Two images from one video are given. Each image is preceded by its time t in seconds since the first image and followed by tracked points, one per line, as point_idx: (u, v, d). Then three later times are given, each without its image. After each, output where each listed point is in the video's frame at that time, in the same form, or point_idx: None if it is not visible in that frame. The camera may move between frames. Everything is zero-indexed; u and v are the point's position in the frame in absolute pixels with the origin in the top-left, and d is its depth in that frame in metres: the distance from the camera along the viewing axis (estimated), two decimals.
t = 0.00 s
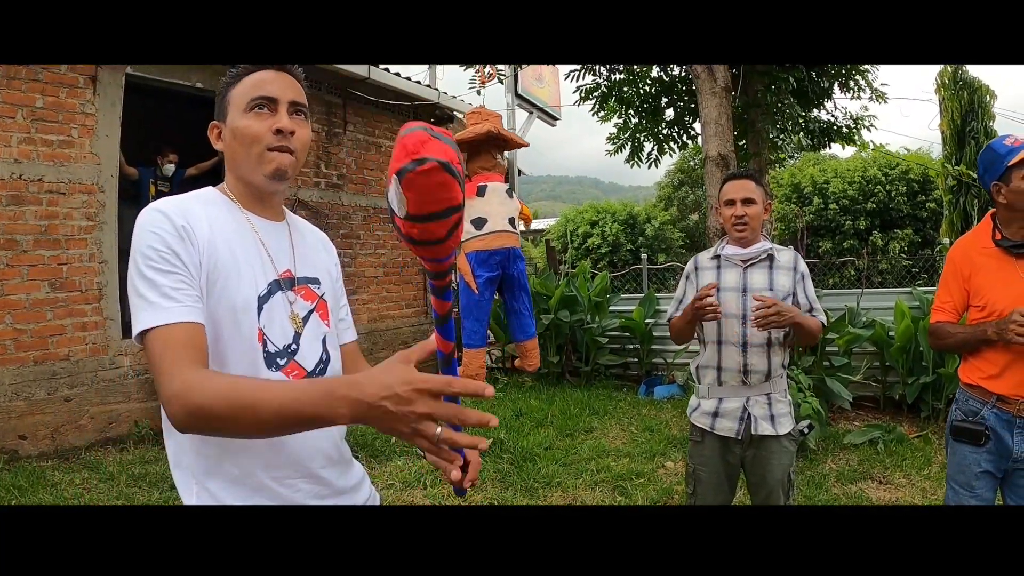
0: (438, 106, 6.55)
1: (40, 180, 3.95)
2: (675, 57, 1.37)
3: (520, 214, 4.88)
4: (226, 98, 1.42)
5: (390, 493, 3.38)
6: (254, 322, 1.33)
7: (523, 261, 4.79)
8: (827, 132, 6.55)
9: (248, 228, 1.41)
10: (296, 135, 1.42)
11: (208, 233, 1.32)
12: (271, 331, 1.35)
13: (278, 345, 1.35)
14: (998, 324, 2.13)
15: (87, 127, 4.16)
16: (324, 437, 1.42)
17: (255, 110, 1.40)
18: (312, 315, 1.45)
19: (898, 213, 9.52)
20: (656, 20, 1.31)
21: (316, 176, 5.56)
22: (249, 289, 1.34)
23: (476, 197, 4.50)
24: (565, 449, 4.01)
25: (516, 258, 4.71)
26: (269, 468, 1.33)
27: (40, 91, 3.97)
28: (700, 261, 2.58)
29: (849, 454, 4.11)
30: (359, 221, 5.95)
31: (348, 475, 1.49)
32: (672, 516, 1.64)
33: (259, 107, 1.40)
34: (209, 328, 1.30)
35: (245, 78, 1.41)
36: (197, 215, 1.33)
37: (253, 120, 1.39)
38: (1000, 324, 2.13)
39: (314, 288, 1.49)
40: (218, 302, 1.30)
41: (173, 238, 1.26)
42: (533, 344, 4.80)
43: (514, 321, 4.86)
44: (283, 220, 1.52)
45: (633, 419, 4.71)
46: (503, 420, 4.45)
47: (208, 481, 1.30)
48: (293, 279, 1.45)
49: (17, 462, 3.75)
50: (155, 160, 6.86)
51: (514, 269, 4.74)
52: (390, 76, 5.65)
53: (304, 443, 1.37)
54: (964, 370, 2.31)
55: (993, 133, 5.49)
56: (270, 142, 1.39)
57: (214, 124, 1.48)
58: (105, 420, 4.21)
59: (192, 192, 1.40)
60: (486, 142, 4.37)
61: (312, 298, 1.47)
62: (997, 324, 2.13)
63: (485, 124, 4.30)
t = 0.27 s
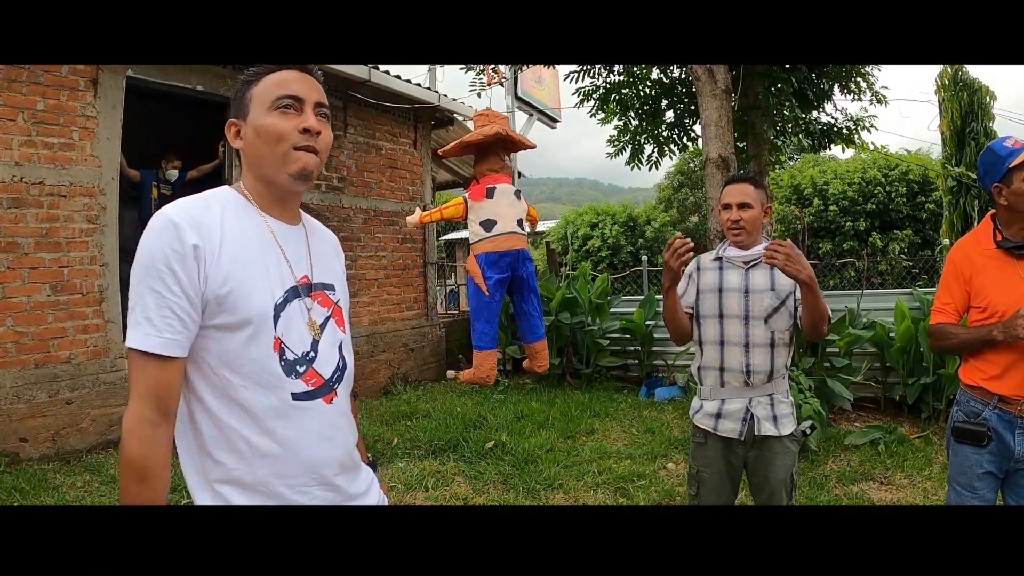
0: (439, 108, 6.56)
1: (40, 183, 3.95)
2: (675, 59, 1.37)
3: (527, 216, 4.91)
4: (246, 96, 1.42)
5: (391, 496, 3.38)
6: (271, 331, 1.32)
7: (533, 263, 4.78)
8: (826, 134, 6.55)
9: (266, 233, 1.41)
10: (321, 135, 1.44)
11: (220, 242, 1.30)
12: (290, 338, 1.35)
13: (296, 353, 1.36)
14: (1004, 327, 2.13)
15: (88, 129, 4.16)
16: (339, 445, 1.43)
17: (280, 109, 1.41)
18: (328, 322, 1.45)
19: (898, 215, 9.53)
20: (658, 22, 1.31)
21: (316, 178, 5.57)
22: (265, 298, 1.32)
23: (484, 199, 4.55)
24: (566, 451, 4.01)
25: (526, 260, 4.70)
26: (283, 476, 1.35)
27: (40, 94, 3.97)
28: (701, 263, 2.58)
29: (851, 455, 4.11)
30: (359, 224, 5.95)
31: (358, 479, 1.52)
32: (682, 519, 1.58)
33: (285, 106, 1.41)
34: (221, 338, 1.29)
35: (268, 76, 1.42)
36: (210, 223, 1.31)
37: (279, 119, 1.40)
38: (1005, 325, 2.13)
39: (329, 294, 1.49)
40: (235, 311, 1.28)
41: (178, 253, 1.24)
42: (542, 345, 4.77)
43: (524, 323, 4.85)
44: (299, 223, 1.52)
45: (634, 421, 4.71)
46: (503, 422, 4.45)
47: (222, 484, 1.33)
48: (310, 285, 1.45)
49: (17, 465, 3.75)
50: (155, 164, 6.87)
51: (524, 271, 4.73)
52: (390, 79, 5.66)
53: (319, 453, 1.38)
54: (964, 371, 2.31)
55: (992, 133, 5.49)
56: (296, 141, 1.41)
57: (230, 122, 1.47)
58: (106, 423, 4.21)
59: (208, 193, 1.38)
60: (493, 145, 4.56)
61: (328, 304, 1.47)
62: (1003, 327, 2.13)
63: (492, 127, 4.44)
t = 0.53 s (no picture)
0: (439, 109, 6.56)
1: (42, 184, 3.96)
2: (675, 58, 1.37)
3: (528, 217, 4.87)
4: (262, 92, 1.39)
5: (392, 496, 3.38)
6: (279, 327, 1.32)
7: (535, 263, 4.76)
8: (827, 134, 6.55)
9: (276, 230, 1.40)
10: (339, 136, 1.43)
11: (227, 237, 1.31)
12: (299, 336, 1.34)
13: (306, 350, 1.35)
14: (1009, 322, 2.14)
15: (89, 130, 4.17)
16: (347, 444, 1.41)
17: (298, 108, 1.38)
18: (337, 321, 1.45)
19: (898, 215, 9.53)
20: (659, 20, 1.31)
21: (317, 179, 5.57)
22: (271, 298, 1.32)
23: (487, 199, 4.58)
24: (567, 451, 4.01)
25: (528, 260, 4.66)
26: (289, 473, 1.33)
27: (42, 95, 3.98)
28: (702, 264, 2.59)
29: (852, 455, 4.11)
30: (360, 224, 5.96)
31: (367, 479, 1.50)
32: (682, 518, 1.59)
33: (302, 105, 1.39)
34: (225, 333, 1.30)
35: (284, 72, 1.39)
36: (217, 218, 1.32)
37: (296, 118, 1.38)
38: (1009, 321, 2.14)
39: (338, 293, 1.49)
40: (242, 309, 1.28)
41: (177, 248, 1.26)
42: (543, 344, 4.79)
43: (525, 322, 4.84)
44: (310, 221, 1.52)
45: (635, 421, 4.71)
46: (504, 423, 4.45)
47: (229, 481, 1.31)
48: (319, 283, 1.45)
49: (19, 465, 3.75)
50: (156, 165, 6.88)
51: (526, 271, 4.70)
52: (391, 80, 5.66)
53: (326, 451, 1.36)
54: (964, 369, 2.31)
55: (993, 133, 5.49)
56: (314, 142, 1.40)
57: (242, 116, 1.43)
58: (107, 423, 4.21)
59: (220, 187, 1.38)
60: (496, 147, 4.59)
61: (337, 303, 1.47)
62: (1007, 321, 2.14)
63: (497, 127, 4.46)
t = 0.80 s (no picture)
0: (440, 110, 6.57)
1: (43, 185, 3.96)
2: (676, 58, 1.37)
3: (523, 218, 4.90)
4: (261, 95, 1.37)
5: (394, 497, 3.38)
6: (285, 329, 1.32)
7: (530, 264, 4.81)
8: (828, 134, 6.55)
9: (276, 232, 1.40)
10: (336, 141, 1.42)
11: (235, 241, 1.30)
12: (301, 337, 1.35)
13: (307, 352, 1.35)
14: (1009, 319, 2.13)
15: (90, 131, 4.17)
16: (349, 442, 1.42)
17: (298, 112, 1.37)
18: (337, 321, 1.45)
19: (899, 215, 9.52)
20: (660, 20, 1.30)
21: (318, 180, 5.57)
22: (278, 298, 1.32)
23: (485, 201, 4.59)
24: (569, 451, 4.01)
25: (524, 261, 4.73)
26: (296, 473, 1.33)
27: (43, 96, 3.98)
28: (702, 265, 2.58)
29: (853, 455, 4.11)
30: (361, 225, 5.96)
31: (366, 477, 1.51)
32: (683, 518, 1.59)
33: (302, 110, 1.37)
34: (235, 337, 1.28)
35: (284, 75, 1.37)
36: (224, 221, 1.30)
37: (295, 123, 1.37)
38: (1009, 319, 2.13)
39: (337, 293, 1.50)
40: (248, 312, 1.27)
41: (193, 252, 1.23)
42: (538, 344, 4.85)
43: (519, 322, 4.89)
44: (306, 222, 1.52)
45: (636, 421, 4.71)
46: (506, 423, 4.45)
47: (236, 484, 1.30)
48: (318, 284, 1.45)
49: (21, 466, 3.76)
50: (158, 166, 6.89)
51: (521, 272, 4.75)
52: (392, 80, 5.66)
53: (330, 451, 1.37)
54: (964, 369, 2.31)
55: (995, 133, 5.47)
56: (313, 148, 1.39)
57: (240, 117, 1.41)
58: (109, 424, 4.22)
59: (217, 192, 1.36)
60: (493, 149, 4.58)
61: (336, 303, 1.47)
62: (1007, 319, 2.13)
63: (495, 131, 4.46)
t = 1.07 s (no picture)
0: (442, 111, 6.57)
1: (44, 187, 3.97)
2: (678, 58, 1.36)
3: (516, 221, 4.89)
4: (263, 98, 1.40)
5: (396, 498, 3.38)
6: (286, 330, 1.32)
7: (520, 268, 4.81)
8: (829, 133, 6.55)
9: (277, 233, 1.40)
10: (337, 144, 1.44)
11: (240, 240, 1.30)
12: (302, 337, 1.35)
13: (307, 352, 1.36)
14: (1009, 319, 2.12)
15: (91, 133, 4.17)
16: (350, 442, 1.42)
17: (299, 115, 1.40)
18: (338, 321, 1.45)
19: (901, 215, 9.51)
20: (657, 21, 1.30)
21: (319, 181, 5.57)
22: (283, 295, 1.33)
23: (479, 205, 4.60)
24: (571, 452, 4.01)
25: (515, 264, 4.72)
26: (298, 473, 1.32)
27: (44, 98, 3.99)
28: (705, 264, 2.57)
29: (855, 455, 4.10)
30: (363, 226, 5.96)
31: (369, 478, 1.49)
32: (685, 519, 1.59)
33: (303, 113, 1.40)
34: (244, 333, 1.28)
35: (284, 78, 1.40)
36: (228, 221, 1.31)
37: (297, 125, 1.39)
38: (1010, 320, 2.13)
39: (337, 293, 1.49)
40: (254, 309, 1.29)
41: (206, 249, 1.24)
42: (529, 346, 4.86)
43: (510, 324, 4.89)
44: (307, 225, 1.52)
45: (638, 422, 4.70)
46: (508, 424, 4.45)
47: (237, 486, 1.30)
48: (318, 284, 1.45)
49: (23, 468, 3.76)
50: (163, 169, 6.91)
51: (512, 275, 4.74)
52: (393, 81, 5.66)
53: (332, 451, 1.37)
54: (967, 370, 2.30)
55: (997, 133, 5.48)
56: (314, 149, 1.40)
57: (242, 120, 1.44)
58: (111, 426, 4.22)
59: (217, 193, 1.37)
60: (488, 153, 4.56)
61: (336, 303, 1.47)
62: (1007, 320, 2.12)
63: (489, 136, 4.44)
